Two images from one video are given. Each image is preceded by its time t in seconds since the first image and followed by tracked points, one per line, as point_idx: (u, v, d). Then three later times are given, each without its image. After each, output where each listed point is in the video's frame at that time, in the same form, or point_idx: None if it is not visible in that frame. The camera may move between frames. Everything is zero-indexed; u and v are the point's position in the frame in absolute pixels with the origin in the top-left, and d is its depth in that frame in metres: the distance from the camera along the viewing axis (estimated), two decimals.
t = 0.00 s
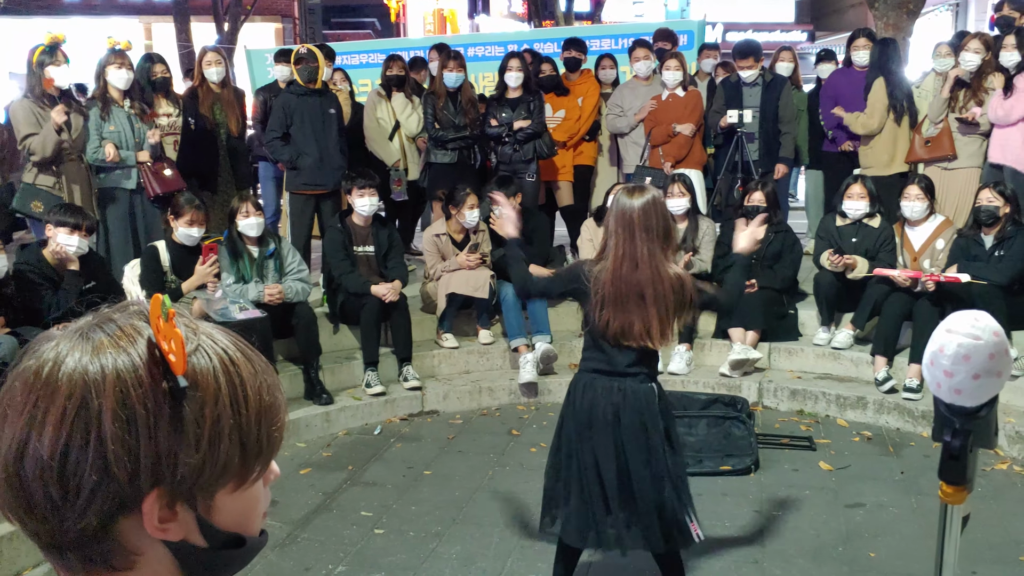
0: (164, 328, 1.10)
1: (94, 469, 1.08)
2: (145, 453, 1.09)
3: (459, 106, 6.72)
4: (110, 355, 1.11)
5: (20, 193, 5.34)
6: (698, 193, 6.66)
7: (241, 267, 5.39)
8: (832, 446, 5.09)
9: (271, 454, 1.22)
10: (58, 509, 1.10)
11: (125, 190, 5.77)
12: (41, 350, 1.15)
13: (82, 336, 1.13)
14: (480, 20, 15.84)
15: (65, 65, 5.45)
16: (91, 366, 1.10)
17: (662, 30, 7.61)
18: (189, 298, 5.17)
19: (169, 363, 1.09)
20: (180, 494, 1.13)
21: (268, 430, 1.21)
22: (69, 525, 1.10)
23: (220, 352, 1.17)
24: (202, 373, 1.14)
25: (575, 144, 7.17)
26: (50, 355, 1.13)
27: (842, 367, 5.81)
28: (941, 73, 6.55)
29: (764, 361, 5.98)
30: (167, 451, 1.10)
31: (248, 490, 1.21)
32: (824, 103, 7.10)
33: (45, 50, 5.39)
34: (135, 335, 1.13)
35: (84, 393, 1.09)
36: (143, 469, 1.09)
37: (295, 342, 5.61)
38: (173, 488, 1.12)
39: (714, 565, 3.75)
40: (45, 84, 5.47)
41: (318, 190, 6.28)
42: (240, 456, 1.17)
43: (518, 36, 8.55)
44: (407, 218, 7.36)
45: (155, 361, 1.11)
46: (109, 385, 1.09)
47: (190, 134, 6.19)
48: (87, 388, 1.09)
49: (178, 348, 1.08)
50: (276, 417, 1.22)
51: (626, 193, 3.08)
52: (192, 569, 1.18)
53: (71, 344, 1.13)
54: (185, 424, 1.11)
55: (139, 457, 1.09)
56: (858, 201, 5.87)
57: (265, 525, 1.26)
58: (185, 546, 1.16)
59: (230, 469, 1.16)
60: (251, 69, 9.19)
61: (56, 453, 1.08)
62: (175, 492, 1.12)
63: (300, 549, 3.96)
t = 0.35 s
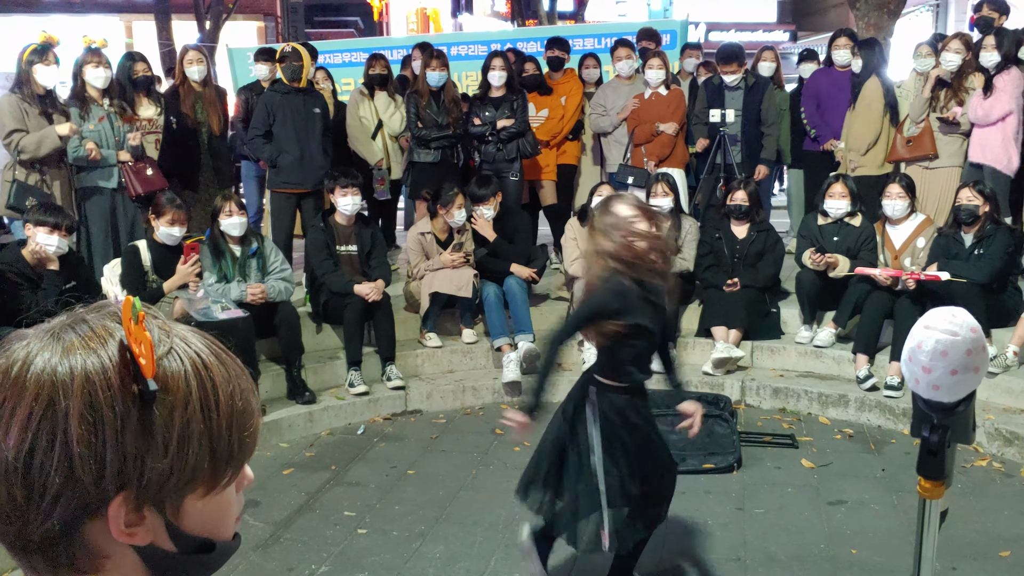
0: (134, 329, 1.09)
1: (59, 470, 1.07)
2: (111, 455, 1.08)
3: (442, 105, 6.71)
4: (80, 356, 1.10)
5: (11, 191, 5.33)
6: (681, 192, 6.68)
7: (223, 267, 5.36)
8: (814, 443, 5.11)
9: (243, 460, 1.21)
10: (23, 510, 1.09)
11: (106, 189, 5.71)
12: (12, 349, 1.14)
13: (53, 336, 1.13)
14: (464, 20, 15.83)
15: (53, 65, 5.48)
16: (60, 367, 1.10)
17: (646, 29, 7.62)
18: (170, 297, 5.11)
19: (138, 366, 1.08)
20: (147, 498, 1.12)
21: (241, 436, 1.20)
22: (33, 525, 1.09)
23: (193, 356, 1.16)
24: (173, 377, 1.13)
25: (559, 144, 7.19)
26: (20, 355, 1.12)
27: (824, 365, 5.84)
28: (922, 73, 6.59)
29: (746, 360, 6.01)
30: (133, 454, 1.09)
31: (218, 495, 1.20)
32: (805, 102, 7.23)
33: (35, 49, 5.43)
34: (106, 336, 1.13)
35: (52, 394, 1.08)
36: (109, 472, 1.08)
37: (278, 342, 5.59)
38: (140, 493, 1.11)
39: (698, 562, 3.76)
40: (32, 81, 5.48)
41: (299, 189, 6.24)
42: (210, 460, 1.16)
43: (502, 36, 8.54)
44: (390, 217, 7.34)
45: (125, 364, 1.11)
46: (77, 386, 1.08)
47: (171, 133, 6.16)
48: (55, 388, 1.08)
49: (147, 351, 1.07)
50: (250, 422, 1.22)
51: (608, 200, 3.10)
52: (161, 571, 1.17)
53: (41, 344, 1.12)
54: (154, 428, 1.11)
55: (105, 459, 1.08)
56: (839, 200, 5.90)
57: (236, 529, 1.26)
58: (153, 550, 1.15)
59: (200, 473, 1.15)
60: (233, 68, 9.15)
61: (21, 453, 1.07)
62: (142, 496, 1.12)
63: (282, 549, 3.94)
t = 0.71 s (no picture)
0: (116, 326, 1.09)
1: (40, 467, 1.07)
2: (94, 451, 1.08)
3: (429, 103, 6.70)
4: (61, 355, 1.10)
5: None
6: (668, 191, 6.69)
7: (209, 265, 5.33)
8: (801, 441, 5.13)
9: (221, 457, 1.22)
10: (2, 508, 1.08)
11: (94, 185, 5.71)
12: None
13: (31, 335, 1.12)
14: (450, 18, 15.82)
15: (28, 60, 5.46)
16: (40, 366, 1.09)
17: (634, 28, 7.68)
18: (157, 296, 5.09)
19: (120, 363, 1.08)
20: (128, 495, 1.12)
21: (219, 433, 1.21)
22: (12, 524, 1.08)
23: (172, 354, 1.16)
24: (154, 375, 1.13)
25: (546, 143, 7.19)
26: None
27: (811, 363, 5.86)
28: (908, 72, 6.64)
29: (733, 358, 6.02)
30: (116, 449, 1.10)
31: (196, 492, 1.21)
32: (789, 102, 7.23)
33: (9, 45, 5.40)
34: (87, 334, 1.12)
35: (32, 391, 1.08)
36: (91, 469, 1.08)
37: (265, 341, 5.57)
38: (121, 490, 1.11)
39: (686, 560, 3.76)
40: (9, 79, 5.48)
41: (286, 187, 6.23)
42: (190, 457, 1.17)
43: (489, 34, 8.53)
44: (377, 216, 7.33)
45: (106, 361, 1.10)
46: (60, 383, 1.08)
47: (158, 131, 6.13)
48: (36, 385, 1.07)
49: (130, 348, 1.07)
50: (227, 419, 1.23)
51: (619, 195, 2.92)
52: (138, 571, 1.18)
53: (20, 342, 1.11)
54: (136, 425, 1.11)
55: (87, 457, 1.08)
56: (825, 199, 5.92)
57: (212, 528, 1.27)
58: (131, 549, 1.15)
59: (180, 470, 1.16)
60: (219, 66, 9.11)
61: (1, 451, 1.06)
62: (123, 492, 1.12)
63: (269, 549, 3.93)
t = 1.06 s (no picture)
0: (84, 328, 1.10)
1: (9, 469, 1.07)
2: (64, 453, 1.09)
3: (417, 102, 6.68)
4: (31, 357, 1.10)
5: None
6: (656, 190, 6.70)
7: (197, 264, 5.31)
8: (789, 439, 5.15)
9: (195, 457, 1.23)
10: None
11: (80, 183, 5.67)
12: None
13: None
14: (439, 16, 15.81)
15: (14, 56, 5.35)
16: (10, 368, 1.09)
17: (618, 28, 7.73)
18: (143, 296, 5.07)
19: (91, 364, 1.09)
20: (101, 496, 1.13)
21: (191, 432, 1.21)
22: None
23: (143, 355, 1.17)
24: (125, 376, 1.14)
25: (534, 141, 7.17)
26: None
27: (798, 362, 5.88)
28: (894, 72, 6.66)
29: (722, 357, 6.03)
30: (87, 451, 1.10)
31: (170, 492, 1.22)
32: (769, 104, 7.27)
33: None
34: (56, 337, 1.13)
35: (2, 394, 1.08)
36: (62, 470, 1.09)
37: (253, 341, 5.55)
38: (93, 491, 1.12)
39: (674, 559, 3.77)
40: None
41: (272, 185, 6.19)
42: (163, 457, 1.17)
43: (477, 33, 8.53)
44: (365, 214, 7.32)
45: (76, 363, 1.11)
46: (29, 385, 1.08)
47: (145, 130, 6.12)
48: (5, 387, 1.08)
49: (99, 349, 1.08)
50: (199, 420, 1.23)
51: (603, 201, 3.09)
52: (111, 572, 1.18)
53: None
54: (107, 426, 1.12)
55: (58, 458, 1.09)
56: (812, 198, 5.92)
57: (187, 529, 1.27)
58: (105, 550, 1.16)
59: (153, 470, 1.17)
60: (206, 64, 9.08)
61: None
62: (96, 494, 1.12)
63: (258, 549, 3.92)
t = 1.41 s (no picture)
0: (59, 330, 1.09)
1: None
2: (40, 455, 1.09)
3: (409, 102, 6.68)
4: (6, 359, 1.10)
5: None
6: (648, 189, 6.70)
7: (188, 264, 5.29)
8: (781, 438, 5.16)
9: (175, 456, 1.23)
10: None
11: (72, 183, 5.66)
12: None
13: None
14: (431, 15, 15.81)
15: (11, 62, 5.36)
16: None
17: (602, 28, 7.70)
18: (135, 296, 5.06)
19: (67, 366, 1.09)
20: (80, 497, 1.14)
21: (172, 432, 1.21)
22: None
23: (121, 356, 1.16)
24: (102, 377, 1.13)
25: (526, 141, 7.18)
26: None
27: (790, 361, 5.90)
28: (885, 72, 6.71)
29: (713, 356, 6.05)
30: (64, 452, 1.10)
31: (152, 491, 1.22)
32: (755, 103, 7.24)
33: None
34: (34, 339, 1.12)
35: None
36: (39, 472, 1.09)
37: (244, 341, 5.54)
38: (72, 493, 1.13)
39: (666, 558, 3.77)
40: None
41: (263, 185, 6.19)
42: (142, 458, 1.18)
43: (469, 32, 8.53)
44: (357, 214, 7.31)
45: (52, 365, 1.11)
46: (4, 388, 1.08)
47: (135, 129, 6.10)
48: None
49: (75, 351, 1.08)
50: (180, 419, 1.23)
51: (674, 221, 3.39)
52: (95, 571, 1.19)
53: None
54: (83, 428, 1.12)
55: (34, 460, 1.09)
56: (803, 197, 5.93)
57: (172, 527, 1.28)
58: (87, 550, 1.17)
59: (132, 470, 1.17)
60: (197, 64, 9.05)
61: None
62: (74, 495, 1.13)
63: (250, 549, 3.91)
